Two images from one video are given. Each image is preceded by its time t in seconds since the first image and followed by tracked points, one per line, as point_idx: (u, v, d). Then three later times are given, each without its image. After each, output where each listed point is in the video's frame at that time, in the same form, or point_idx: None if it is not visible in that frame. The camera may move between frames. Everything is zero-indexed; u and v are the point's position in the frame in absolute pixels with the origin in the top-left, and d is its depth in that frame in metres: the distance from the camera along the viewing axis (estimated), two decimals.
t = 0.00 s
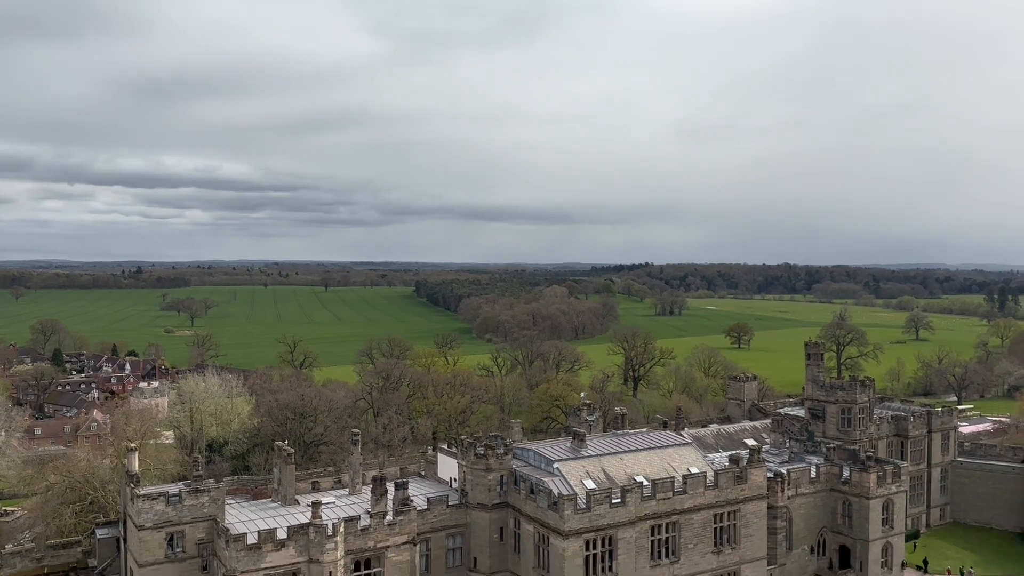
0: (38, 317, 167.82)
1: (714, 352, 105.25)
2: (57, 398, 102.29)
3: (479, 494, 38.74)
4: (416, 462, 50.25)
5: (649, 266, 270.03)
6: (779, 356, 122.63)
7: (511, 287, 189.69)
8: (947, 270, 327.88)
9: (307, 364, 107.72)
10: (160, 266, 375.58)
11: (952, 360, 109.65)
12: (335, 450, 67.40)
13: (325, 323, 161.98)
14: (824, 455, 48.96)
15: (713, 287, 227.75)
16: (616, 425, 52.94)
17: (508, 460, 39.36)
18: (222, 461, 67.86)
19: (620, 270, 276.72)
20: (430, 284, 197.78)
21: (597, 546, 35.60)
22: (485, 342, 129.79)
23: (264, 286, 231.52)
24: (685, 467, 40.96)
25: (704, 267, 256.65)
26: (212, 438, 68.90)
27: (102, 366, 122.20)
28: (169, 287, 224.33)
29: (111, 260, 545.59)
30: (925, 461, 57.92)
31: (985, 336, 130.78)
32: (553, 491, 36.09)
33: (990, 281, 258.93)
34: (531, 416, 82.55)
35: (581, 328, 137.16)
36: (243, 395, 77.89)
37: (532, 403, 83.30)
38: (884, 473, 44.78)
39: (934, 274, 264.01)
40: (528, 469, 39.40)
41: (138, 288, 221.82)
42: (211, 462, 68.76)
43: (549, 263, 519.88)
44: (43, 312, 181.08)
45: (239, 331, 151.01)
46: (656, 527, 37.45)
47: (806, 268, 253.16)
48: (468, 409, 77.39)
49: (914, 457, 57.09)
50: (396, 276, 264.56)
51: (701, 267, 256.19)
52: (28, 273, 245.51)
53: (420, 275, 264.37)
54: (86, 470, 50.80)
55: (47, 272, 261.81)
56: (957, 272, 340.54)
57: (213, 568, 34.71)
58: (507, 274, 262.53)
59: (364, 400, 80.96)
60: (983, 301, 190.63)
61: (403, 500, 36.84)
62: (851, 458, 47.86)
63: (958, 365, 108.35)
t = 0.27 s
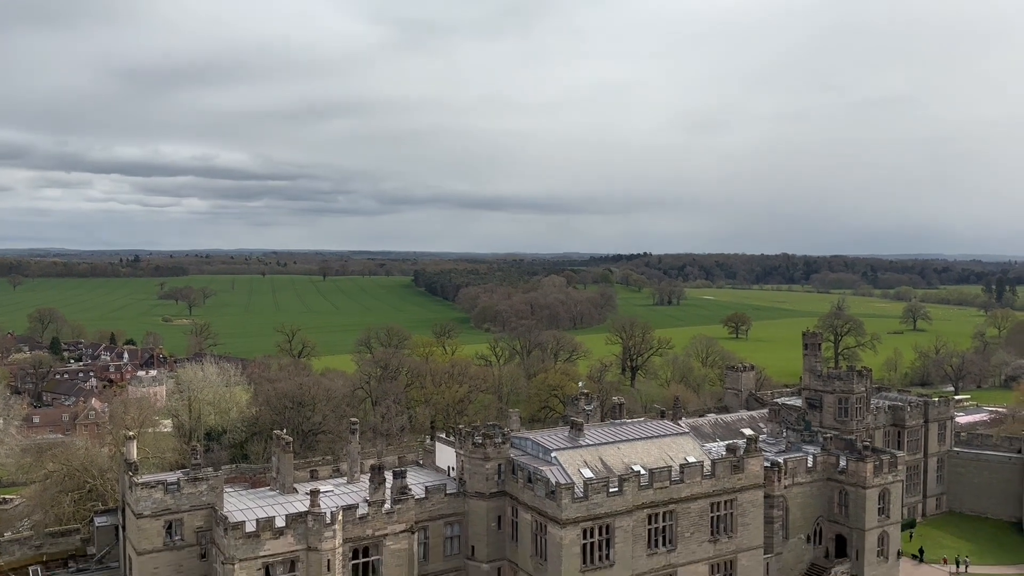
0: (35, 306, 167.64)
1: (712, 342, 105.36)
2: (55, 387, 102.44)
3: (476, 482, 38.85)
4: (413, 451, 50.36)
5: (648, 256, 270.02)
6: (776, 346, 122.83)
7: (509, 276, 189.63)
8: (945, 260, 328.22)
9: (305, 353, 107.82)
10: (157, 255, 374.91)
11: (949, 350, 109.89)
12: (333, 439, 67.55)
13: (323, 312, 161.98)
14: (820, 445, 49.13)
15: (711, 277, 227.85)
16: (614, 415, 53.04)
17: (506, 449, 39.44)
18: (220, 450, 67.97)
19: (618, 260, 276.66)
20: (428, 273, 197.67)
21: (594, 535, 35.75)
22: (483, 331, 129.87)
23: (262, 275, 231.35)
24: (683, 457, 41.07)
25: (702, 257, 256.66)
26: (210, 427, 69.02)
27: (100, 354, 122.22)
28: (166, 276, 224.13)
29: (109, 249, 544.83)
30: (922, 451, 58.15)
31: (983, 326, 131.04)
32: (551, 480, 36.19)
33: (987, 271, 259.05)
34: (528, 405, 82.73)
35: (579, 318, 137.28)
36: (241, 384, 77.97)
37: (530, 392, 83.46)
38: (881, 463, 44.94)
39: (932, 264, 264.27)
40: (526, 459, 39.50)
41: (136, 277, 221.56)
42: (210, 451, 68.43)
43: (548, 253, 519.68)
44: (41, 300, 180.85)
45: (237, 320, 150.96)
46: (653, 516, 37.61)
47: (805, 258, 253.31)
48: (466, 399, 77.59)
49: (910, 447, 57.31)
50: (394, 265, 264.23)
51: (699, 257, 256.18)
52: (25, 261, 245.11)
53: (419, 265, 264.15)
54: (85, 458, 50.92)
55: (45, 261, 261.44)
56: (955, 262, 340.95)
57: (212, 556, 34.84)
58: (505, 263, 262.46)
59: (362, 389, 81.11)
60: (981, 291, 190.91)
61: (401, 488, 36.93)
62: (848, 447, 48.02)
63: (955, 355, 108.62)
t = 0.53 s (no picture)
0: (33, 292, 167.39)
1: (709, 331, 105.47)
2: (53, 373, 102.57)
3: (474, 469, 38.96)
4: (412, 438, 50.46)
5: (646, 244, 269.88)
6: (774, 334, 123.15)
7: (508, 264, 189.59)
8: (942, 249, 328.60)
9: (303, 340, 107.81)
10: (154, 242, 373.91)
11: (946, 339, 110.15)
12: (332, 425, 67.70)
13: (321, 299, 161.90)
14: (817, 433, 49.30)
15: (709, 265, 227.98)
16: (612, 402, 53.16)
17: (504, 436, 39.54)
18: (219, 436, 68.06)
19: (616, 248, 276.53)
20: (426, 261, 197.42)
21: (591, 521, 35.92)
22: (481, 319, 129.92)
23: (260, 262, 231.09)
24: (680, 444, 41.19)
25: (700, 245, 256.61)
26: (209, 413, 69.16)
27: (98, 340, 122.18)
28: (164, 263, 223.76)
29: (106, 235, 543.22)
30: (918, 439, 58.42)
31: (980, 315, 131.31)
32: (548, 467, 36.30)
33: (985, 260, 259.39)
34: (526, 393, 82.94)
35: (577, 306, 137.41)
36: (240, 371, 78.02)
37: (527, 379, 83.64)
38: (877, 450, 45.11)
39: (929, 253, 264.50)
40: (524, 446, 39.60)
41: (134, 263, 221.15)
42: (208, 438, 68.15)
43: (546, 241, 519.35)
44: (38, 287, 180.58)
45: (235, 307, 150.83)
46: (650, 503, 37.76)
47: (803, 247, 253.38)
48: (464, 386, 77.80)
49: (907, 434, 57.59)
50: (392, 253, 264.01)
51: (698, 246, 256.14)
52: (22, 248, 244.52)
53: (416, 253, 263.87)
54: (83, 445, 51.08)
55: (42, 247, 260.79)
56: (952, 250, 341.19)
57: (211, 542, 34.98)
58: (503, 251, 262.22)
59: (360, 376, 81.17)
60: (978, 280, 191.19)
61: (399, 475, 37.00)
62: (844, 435, 48.21)
63: (952, 343, 108.89)
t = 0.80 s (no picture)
0: (31, 280, 167.14)
1: (707, 320, 105.58)
2: (52, 361, 102.70)
3: (472, 458, 39.07)
4: (410, 426, 50.61)
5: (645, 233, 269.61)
6: (772, 324, 123.28)
7: (506, 254, 189.38)
8: (941, 239, 328.28)
9: (302, 329, 107.81)
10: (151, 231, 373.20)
11: (944, 329, 110.36)
12: (330, 414, 67.85)
13: (319, 289, 161.82)
14: (814, 422, 49.48)
15: (708, 255, 227.88)
16: (609, 391, 53.25)
17: (502, 425, 39.65)
18: (218, 424, 68.25)
19: (615, 238, 276.22)
20: (425, 250, 197.20)
21: (589, 510, 36.07)
22: (479, 308, 130.00)
23: (259, 251, 230.77)
24: (678, 433, 41.30)
25: (699, 235, 256.43)
26: (207, 402, 69.31)
27: (96, 329, 122.19)
28: (162, 251, 223.40)
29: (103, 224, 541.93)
30: (915, 429, 58.66)
31: (977, 305, 131.45)
32: (546, 456, 36.41)
33: (983, 250, 259.27)
34: (524, 382, 83.07)
35: (576, 296, 137.46)
36: (238, 360, 78.09)
37: (526, 369, 83.76)
38: (874, 440, 45.28)
39: (927, 243, 264.67)
40: (522, 435, 39.73)
41: (132, 252, 220.80)
42: (207, 426, 68.47)
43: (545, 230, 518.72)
44: (36, 275, 180.34)
45: (233, 296, 150.77)
46: (648, 491, 37.90)
47: (801, 236, 253.27)
48: (463, 375, 77.92)
49: (903, 424, 57.82)
50: (390, 242, 263.53)
51: (696, 235, 255.95)
52: (20, 236, 243.77)
53: (415, 242, 263.59)
54: (82, 433, 51.26)
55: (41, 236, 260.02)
56: (951, 240, 341.07)
57: (209, 529, 35.11)
58: (502, 241, 261.98)
59: (359, 364, 81.22)
60: (976, 270, 191.32)
61: (397, 464, 37.10)
62: (841, 425, 48.39)
63: (950, 333, 109.10)
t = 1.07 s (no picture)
0: (28, 267, 166.84)
1: (706, 308, 105.62)
2: (50, 348, 102.76)
3: (470, 445, 39.18)
4: (407, 413, 50.69)
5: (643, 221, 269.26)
6: (769, 312, 123.39)
7: (505, 241, 189.10)
8: (939, 228, 328.09)
9: (300, 316, 107.77)
10: (148, 218, 371.97)
11: (941, 317, 110.51)
12: (328, 401, 67.98)
13: (317, 276, 161.62)
14: (811, 410, 49.65)
15: (706, 243, 227.68)
16: (607, 378, 53.33)
17: (500, 412, 39.74)
18: (216, 411, 68.37)
19: (614, 225, 275.89)
20: (423, 238, 196.85)
21: (586, 497, 36.19)
22: (478, 296, 129.97)
23: (257, 238, 230.37)
24: (675, 421, 41.40)
25: (698, 223, 256.21)
26: (206, 388, 69.42)
27: (94, 315, 122.10)
28: (160, 238, 222.95)
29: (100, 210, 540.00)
30: (912, 417, 58.90)
31: (975, 294, 131.59)
32: (544, 443, 36.52)
33: (982, 239, 259.23)
34: (522, 369, 83.20)
35: (574, 283, 137.45)
36: (237, 346, 78.07)
37: (524, 356, 83.85)
38: (871, 428, 45.43)
39: (926, 231, 264.68)
40: (520, 422, 39.84)
41: (130, 238, 220.26)
42: (205, 413, 68.69)
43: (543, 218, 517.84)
44: (34, 261, 180.01)
45: (231, 283, 150.58)
46: (645, 478, 38.06)
47: (800, 225, 253.09)
48: (461, 362, 78.00)
49: (900, 412, 58.04)
50: (389, 229, 263.03)
51: (695, 223, 255.71)
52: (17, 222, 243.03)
53: (414, 229, 263.20)
54: (81, 419, 51.38)
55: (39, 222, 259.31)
56: (949, 229, 341.04)
57: (208, 515, 35.22)
58: (501, 228, 261.48)
59: (357, 352, 81.23)
60: (974, 259, 191.42)
61: (395, 450, 37.18)
62: (838, 412, 48.54)
63: (947, 322, 109.28)
